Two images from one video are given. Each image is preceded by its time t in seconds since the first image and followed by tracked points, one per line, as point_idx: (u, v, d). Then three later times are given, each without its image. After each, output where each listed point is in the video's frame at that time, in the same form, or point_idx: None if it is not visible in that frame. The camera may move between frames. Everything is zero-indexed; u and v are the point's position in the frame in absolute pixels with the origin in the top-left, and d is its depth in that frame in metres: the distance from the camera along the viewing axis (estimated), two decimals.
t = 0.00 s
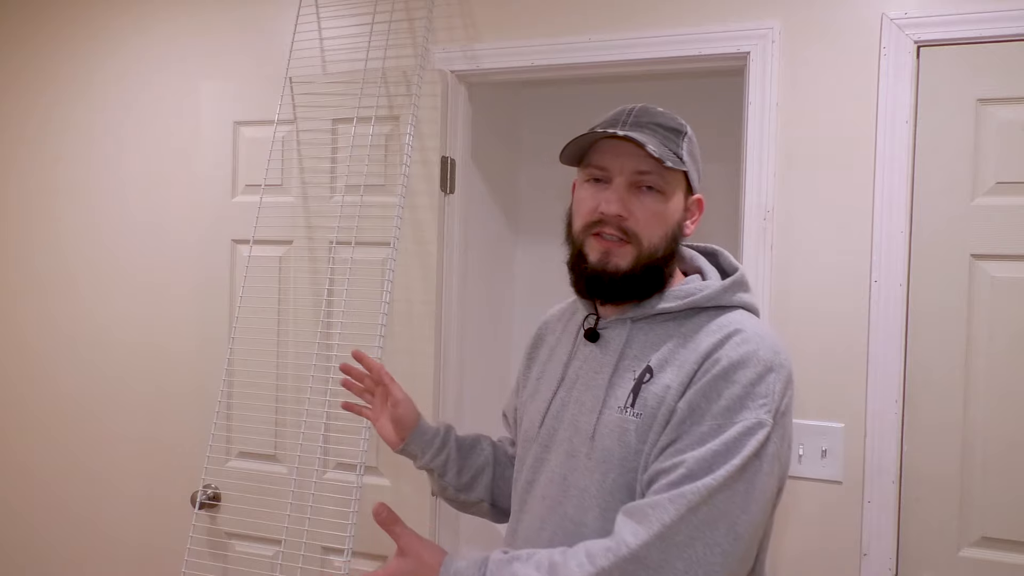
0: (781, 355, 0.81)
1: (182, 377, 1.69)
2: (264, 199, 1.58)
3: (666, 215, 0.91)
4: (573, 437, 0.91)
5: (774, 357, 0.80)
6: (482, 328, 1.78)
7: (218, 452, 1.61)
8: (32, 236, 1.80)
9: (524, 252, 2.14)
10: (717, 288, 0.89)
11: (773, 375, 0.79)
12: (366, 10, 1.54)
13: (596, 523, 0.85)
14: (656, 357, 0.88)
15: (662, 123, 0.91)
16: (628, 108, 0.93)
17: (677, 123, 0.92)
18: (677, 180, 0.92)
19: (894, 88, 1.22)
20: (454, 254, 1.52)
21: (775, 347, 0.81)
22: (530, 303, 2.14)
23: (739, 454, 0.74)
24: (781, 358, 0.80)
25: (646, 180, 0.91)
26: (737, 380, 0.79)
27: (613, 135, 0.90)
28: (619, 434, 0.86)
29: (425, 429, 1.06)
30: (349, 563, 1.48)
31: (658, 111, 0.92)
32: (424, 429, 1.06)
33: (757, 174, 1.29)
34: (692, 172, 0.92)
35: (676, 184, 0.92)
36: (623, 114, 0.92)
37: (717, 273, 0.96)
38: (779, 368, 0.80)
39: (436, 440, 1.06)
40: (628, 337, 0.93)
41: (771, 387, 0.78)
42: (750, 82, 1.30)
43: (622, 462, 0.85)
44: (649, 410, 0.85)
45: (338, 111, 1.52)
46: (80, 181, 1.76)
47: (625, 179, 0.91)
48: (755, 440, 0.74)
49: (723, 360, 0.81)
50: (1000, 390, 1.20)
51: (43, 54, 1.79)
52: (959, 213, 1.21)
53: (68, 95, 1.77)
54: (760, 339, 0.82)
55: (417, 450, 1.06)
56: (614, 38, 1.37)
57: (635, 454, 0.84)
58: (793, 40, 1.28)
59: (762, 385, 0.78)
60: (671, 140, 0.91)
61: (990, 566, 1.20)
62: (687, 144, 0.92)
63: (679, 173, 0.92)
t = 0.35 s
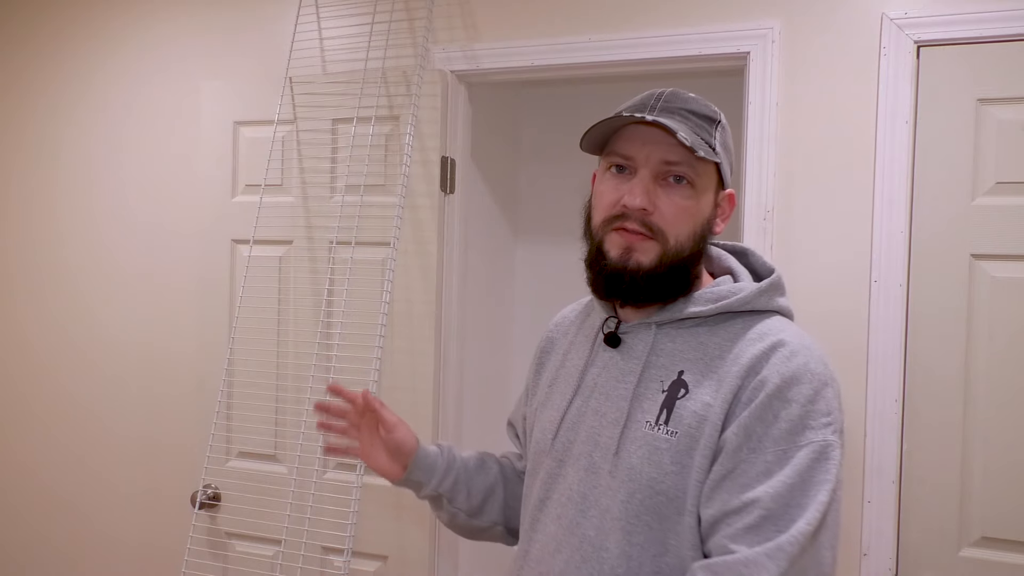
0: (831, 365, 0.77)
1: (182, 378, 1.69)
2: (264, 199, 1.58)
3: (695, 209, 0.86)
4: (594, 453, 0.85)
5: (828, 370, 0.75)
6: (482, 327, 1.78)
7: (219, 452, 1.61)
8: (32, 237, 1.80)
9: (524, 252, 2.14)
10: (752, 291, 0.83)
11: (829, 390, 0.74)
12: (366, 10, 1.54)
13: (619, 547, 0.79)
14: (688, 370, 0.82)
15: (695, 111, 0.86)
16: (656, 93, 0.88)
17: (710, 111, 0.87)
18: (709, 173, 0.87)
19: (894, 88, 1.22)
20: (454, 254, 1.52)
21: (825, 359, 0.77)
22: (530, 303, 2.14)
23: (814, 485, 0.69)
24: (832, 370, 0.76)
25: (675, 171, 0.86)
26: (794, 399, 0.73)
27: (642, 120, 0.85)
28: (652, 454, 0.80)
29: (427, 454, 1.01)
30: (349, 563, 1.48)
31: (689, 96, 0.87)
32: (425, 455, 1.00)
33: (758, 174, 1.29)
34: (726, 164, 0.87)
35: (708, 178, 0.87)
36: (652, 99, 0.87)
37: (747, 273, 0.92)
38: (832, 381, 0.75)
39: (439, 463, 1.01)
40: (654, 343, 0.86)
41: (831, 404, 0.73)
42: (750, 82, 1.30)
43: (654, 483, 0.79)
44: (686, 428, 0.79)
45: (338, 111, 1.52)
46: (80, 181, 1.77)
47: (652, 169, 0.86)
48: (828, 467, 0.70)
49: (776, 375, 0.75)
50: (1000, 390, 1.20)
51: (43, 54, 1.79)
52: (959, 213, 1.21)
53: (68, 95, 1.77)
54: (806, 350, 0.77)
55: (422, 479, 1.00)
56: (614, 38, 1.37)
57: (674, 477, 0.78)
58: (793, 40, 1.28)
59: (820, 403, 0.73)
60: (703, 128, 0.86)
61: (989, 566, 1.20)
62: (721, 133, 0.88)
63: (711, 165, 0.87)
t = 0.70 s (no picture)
0: (853, 364, 0.71)
1: (182, 378, 1.69)
2: (264, 199, 1.58)
3: (691, 202, 0.82)
4: (606, 468, 0.85)
5: (847, 372, 0.69)
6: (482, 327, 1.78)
7: (218, 452, 1.61)
8: (32, 237, 1.80)
9: (524, 251, 2.14)
10: (762, 283, 0.80)
11: (853, 398, 0.68)
12: (366, 10, 1.54)
13: (631, 570, 0.78)
14: (696, 378, 0.80)
15: (690, 93, 0.83)
16: (653, 78, 0.87)
17: (709, 92, 0.83)
18: (708, 159, 0.82)
19: (894, 88, 1.22)
20: (454, 254, 1.52)
21: (845, 357, 0.71)
22: (530, 302, 2.14)
23: (847, 512, 0.63)
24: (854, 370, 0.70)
25: (667, 160, 0.82)
26: (808, 410, 0.68)
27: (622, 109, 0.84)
28: (662, 472, 0.78)
29: (486, 480, 0.99)
30: (349, 563, 1.48)
31: (689, 79, 0.84)
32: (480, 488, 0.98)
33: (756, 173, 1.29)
34: (728, 145, 0.82)
35: (708, 164, 0.82)
36: (644, 85, 0.86)
37: (770, 258, 0.88)
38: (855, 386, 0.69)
39: (498, 486, 0.99)
40: (664, 348, 0.85)
41: (854, 412, 0.67)
42: (750, 82, 1.30)
43: (661, 502, 0.77)
44: (695, 442, 0.76)
45: (338, 111, 1.52)
46: (80, 181, 1.77)
47: (642, 160, 0.84)
48: (858, 489, 0.64)
49: (785, 385, 0.69)
50: (1000, 391, 1.20)
51: (43, 54, 1.79)
52: (960, 212, 1.21)
53: (68, 95, 1.77)
54: (822, 351, 0.71)
55: (484, 506, 0.97)
56: (614, 38, 1.37)
57: (684, 496, 0.76)
58: (793, 39, 1.28)
59: (841, 412, 0.67)
60: (700, 110, 0.82)
61: (989, 566, 1.20)
62: (724, 113, 0.83)
63: (710, 150, 0.82)
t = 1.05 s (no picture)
0: (856, 393, 0.68)
1: (182, 378, 1.69)
2: (264, 199, 1.58)
3: (684, 205, 0.80)
4: (604, 470, 0.86)
5: (848, 401, 0.67)
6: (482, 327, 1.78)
7: (218, 452, 1.61)
8: (32, 237, 1.80)
9: (525, 251, 2.14)
10: (769, 296, 0.78)
11: (848, 429, 0.65)
12: (366, 10, 1.54)
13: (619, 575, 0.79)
14: (696, 387, 0.80)
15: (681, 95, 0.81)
16: (653, 79, 0.86)
17: (703, 90, 0.80)
18: (702, 162, 0.79)
19: (894, 88, 1.22)
20: (454, 254, 1.52)
21: (848, 385, 0.68)
22: (530, 302, 2.14)
23: (826, 548, 0.61)
24: (857, 399, 0.68)
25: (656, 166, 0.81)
26: (798, 438, 0.66)
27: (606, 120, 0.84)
28: (651, 481, 0.78)
29: (514, 450, 1.00)
30: (349, 563, 1.49)
31: (684, 78, 0.82)
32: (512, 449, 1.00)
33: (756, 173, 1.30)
34: (723, 147, 0.79)
35: (702, 167, 0.79)
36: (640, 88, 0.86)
37: (791, 267, 0.82)
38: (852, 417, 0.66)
39: (525, 458, 1.01)
40: (671, 351, 0.86)
41: (845, 446, 0.64)
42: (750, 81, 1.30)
43: (647, 509, 0.77)
44: (686, 454, 0.76)
45: (338, 111, 1.52)
46: (79, 181, 1.77)
47: (634, 167, 0.82)
48: (839, 526, 0.61)
49: (776, 409, 0.68)
50: (1001, 391, 1.20)
51: (43, 54, 1.79)
52: (960, 212, 1.21)
53: (68, 95, 1.77)
54: (822, 376, 0.68)
55: (507, 475, 1.00)
56: (614, 38, 1.37)
57: (667, 507, 0.76)
58: (793, 39, 1.28)
59: (833, 444, 0.65)
60: (691, 112, 0.80)
61: (989, 565, 1.20)
62: (718, 110, 0.79)
63: (704, 153, 0.79)
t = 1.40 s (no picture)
0: (839, 380, 0.70)
1: (182, 378, 1.69)
2: (264, 199, 1.58)
3: (702, 210, 0.81)
4: (601, 456, 0.89)
5: (831, 387, 0.68)
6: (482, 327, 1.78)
7: (219, 452, 1.61)
8: (31, 237, 1.80)
9: (525, 252, 2.14)
10: (760, 293, 0.79)
11: (828, 413, 0.67)
12: (366, 10, 1.54)
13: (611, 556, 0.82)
14: (688, 377, 0.82)
15: (699, 100, 0.82)
16: (663, 86, 0.87)
17: (719, 99, 0.82)
18: (721, 167, 0.81)
19: (894, 88, 1.22)
20: (454, 254, 1.52)
21: (831, 372, 0.70)
22: (530, 303, 2.14)
23: (793, 520, 0.63)
24: (839, 386, 0.69)
25: (679, 170, 0.81)
26: (780, 418, 0.67)
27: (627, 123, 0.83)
28: (644, 464, 0.81)
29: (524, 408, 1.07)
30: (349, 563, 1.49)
31: (694, 87, 0.83)
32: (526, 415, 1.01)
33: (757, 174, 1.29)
34: (742, 153, 0.81)
35: (721, 172, 0.81)
36: (654, 94, 0.86)
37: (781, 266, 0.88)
38: (832, 403, 0.68)
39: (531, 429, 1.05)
40: (665, 345, 0.88)
41: (823, 428, 0.66)
42: (750, 81, 1.30)
43: (639, 490, 0.81)
44: (676, 439, 0.78)
45: (337, 111, 1.52)
46: (79, 181, 1.77)
47: (655, 170, 0.82)
48: (808, 500, 0.63)
49: (762, 391, 0.69)
50: (1001, 391, 1.20)
51: (43, 54, 1.79)
52: (960, 213, 1.21)
53: (68, 94, 1.77)
54: (808, 363, 0.70)
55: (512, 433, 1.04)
56: (614, 38, 1.37)
57: (659, 488, 0.79)
58: (793, 39, 1.28)
59: (813, 426, 0.66)
60: (710, 118, 0.81)
61: (989, 565, 1.20)
62: (734, 118, 0.81)
63: (722, 159, 0.81)
